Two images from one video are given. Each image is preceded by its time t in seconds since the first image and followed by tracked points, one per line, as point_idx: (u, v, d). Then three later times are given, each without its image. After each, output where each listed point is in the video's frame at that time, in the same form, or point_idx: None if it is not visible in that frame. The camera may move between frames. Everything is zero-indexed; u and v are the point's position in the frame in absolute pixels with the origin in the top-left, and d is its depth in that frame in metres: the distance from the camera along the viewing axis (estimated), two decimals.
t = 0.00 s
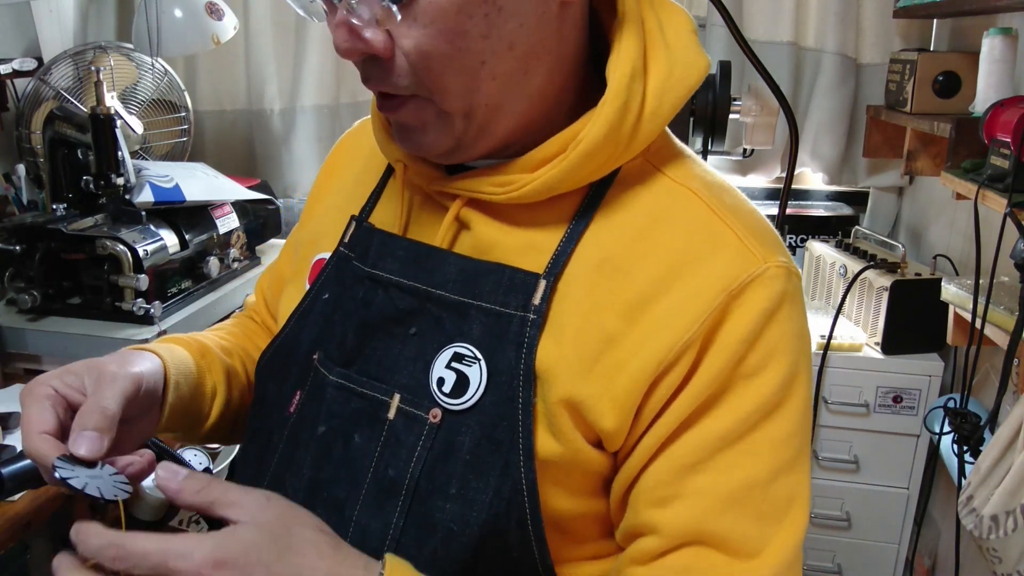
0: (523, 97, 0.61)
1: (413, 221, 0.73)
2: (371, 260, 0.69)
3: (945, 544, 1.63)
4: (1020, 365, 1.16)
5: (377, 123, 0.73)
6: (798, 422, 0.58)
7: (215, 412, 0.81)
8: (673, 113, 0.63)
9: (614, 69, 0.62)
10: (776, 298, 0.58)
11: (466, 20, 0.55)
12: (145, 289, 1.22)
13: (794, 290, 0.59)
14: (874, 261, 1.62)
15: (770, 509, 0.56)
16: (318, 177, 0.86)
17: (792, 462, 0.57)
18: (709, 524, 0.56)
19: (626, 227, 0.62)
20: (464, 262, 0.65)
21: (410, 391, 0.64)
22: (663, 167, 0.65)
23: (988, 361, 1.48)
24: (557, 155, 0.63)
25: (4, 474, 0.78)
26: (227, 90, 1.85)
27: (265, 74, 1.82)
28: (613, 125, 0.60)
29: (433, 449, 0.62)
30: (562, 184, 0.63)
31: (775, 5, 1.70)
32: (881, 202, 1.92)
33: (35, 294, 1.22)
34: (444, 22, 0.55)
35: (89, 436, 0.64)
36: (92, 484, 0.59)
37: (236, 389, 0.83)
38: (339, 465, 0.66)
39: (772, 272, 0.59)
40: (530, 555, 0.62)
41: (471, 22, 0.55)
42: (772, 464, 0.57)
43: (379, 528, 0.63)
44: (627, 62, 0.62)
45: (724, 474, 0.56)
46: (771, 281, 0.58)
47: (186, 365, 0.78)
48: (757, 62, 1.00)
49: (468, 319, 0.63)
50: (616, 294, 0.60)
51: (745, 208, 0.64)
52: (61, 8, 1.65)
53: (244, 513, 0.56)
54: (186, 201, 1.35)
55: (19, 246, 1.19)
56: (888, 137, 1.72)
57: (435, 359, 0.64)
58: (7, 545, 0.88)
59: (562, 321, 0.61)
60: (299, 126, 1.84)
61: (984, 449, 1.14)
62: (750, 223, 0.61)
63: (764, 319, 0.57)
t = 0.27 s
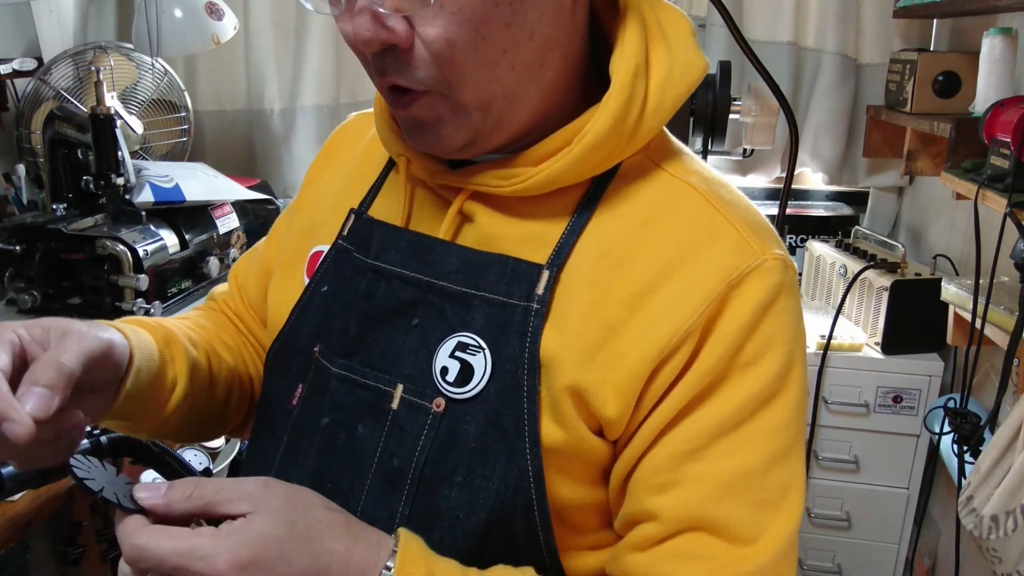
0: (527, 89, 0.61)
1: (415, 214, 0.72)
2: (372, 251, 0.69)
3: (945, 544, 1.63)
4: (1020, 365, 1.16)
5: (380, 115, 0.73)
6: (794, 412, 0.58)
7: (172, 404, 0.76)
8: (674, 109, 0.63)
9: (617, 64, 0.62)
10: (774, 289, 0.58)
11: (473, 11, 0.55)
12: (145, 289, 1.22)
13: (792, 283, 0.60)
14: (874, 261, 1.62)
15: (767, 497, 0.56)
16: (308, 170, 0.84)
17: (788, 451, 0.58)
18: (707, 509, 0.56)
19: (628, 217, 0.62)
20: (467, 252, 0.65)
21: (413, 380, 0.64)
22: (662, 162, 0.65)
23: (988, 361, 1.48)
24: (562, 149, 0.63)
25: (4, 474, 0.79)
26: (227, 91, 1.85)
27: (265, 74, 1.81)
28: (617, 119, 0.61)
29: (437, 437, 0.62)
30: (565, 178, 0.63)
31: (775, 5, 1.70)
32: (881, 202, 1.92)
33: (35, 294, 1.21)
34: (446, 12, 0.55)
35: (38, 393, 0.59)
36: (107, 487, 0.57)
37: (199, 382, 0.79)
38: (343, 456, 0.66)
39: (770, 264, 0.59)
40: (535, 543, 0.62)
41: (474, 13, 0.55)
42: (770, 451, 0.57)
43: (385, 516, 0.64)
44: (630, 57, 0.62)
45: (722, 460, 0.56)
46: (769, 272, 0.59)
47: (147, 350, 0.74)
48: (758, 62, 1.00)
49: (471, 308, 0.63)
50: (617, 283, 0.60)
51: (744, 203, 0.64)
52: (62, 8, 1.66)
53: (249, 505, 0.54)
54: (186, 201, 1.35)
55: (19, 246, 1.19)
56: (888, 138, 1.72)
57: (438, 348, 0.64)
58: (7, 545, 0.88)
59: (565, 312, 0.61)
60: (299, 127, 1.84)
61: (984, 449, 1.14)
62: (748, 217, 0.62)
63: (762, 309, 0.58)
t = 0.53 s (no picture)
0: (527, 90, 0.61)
1: (415, 213, 0.72)
2: (374, 251, 0.68)
3: (945, 544, 1.63)
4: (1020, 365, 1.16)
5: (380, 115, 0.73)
6: (795, 408, 0.58)
7: (191, 411, 0.76)
8: (673, 109, 0.63)
9: (617, 62, 0.62)
10: (775, 286, 0.58)
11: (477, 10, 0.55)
12: (145, 289, 1.22)
13: (792, 280, 0.60)
14: (874, 261, 1.62)
15: (768, 492, 0.56)
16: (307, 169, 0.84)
17: (789, 446, 0.58)
18: (709, 504, 0.56)
19: (630, 215, 0.62)
20: (470, 251, 0.65)
21: (415, 379, 0.64)
22: (663, 161, 0.65)
23: (988, 361, 1.48)
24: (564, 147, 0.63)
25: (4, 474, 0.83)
26: (226, 91, 1.85)
27: (265, 74, 1.81)
28: (619, 117, 0.61)
29: (441, 436, 0.62)
30: (568, 176, 0.63)
31: (775, 5, 1.70)
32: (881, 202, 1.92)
33: (35, 294, 1.22)
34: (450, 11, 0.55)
35: (77, 395, 0.61)
36: (120, 478, 0.55)
37: (214, 387, 0.79)
38: (346, 455, 0.66)
39: (770, 261, 0.59)
40: (540, 540, 0.63)
41: (477, 13, 0.55)
42: (770, 447, 0.57)
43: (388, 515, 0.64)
44: (630, 56, 0.62)
45: (724, 455, 0.56)
46: (770, 269, 0.59)
47: (166, 359, 0.74)
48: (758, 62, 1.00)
49: (474, 307, 0.63)
50: (620, 280, 0.60)
51: (745, 202, 0.64)
52: (61, 8, 1.65)
53: (267, 495, 0.53)
54: (186, 201, 1.35)
55: (19, 246, 1.19)
56: (888, 138, 1.72)
57: (441, 347, 0.64)
58: (7, 545, 0.88)
59: (568, 309, 0.61)
60: (299, 127, 1.84)
61: (984, 449, 1.14)
62: (749, 215, 0.62)
63: (763, 306, 0.58)
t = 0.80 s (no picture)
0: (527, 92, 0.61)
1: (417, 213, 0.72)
2: (375, 251, 0.68)
3: (945, 543, 1.64)
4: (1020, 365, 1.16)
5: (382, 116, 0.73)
6: (794, 409, 0.58)
7: (177, 412, 0.76)
8: (675, 110, 0.63)
9: (619, 63, 0.62)
10: (776, 288, 0.58)
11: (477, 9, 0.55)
12: (145, 289, 1.22)
13: (792, 282, 0.60)
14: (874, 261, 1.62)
15: (767, 493, 0.56)
16: (307, 170, 0.84)
17: (788, 447, 0.58)
18: (709, 505, 0.56)
19: (631, 216, 0.62)
20: (470, 251, 0.65)
21: (416, 379, 0.64)
22: (664, 162, 0.65)
23: (988, 362, 1.48)
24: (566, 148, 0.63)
25: (4, 474, 0.82)
26: (227, 91, 1.85)
27: (265, 74, 1.81)
28: (621, 118, 0.61)
29: (440, 436, 0.62)
30: (569, 177, 0.63)
31: (775, 4, 1.70)
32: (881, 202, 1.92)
33: (35, 294, 1.22)
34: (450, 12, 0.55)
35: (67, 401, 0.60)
36: (122, 475, 0.56)
37: (201, 389, 0.78)
38: (346, 455, 0.66)
39: (771, 262, 0.59)
40: (539, 540, 0.63)
41: (476, 14, 0.55)
42: (770, 448, 0.57)
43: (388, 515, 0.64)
44: (632, 57, 0.62)
45: (723, 457, 0.56)
46: (770, 272, 0.59)
47: (153, 360, 0.73)
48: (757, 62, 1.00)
49: (475, 308, 0.63)
50: (621, 281, 0.60)
51: (746, 203, 0.64)
52: (62, 9, 1.66)
53: (267, 489, 0.54)
54: (185, 201, 1.35)
55: (19, 246, 1.19)
56: (888, 137, 1.72)
57: (442, 347, 0.64)
58: (6, 545, 0.88)
59: (568, 311, 0.61)
60: (299, 127, 1.84)
61: (984, 449, 1.14)
62: (750, 217, 0.62)
63: (764, 308, 0.58)
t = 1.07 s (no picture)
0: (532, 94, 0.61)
1: (420, 213, 0.72)
2: (378, 252, 0.68)
3: (945, 544, 1.63)
4: (1020, 365, 1.16)
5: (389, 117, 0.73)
6: (798, 414, 0.58)
7: (165, 406, 0.76)
8: (682, 114, 0.63)
9: (628, 67, 0.62)
10: (781, 293, 0.58)
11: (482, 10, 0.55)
12: (145, 290, 1.22)
13: (798, 287, 0.60)
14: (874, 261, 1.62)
15: (770, 498, 0.56)
16: (309, 169, 0.84)
17: (792, 452, 0.58)
18: (713, 510, 0.56)
19: (636, 220, 0.62)
20: (474, 252, 0.64)
21: (420, 381, 0.64)
22: (669, 166, 0.65)
23: (988, 361, 1.48)
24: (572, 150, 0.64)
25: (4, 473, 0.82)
26: (226, 91, 1.85)
27: (265, 74, 1.81)
28: (628, 121, 0.61)
29: (444, 438, 0.62)
30: (575, 179, 0.63)
31: (776, 5, 1.70)
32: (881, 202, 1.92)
33: (35, 294, 1.21)
34: (455, 13, 0.55)
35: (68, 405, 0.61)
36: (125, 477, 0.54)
37: (191, 384, 0.78)
38: (349, 456, 0.66)
39: (777, 267, 0.59)
40: (542, 544, 0.63)
41: (481, 15, 0.55)
42: (774, 453, 0.57)
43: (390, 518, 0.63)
44: (640, 61, 0.62)
45: (728, 461, 0.56)
46: (776, 276, 0.59)
47: (141, 354, 0.73)
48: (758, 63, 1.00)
49: (479, 310, 0.63)
50: (626, 286, 0.60)
51: (751, 208, 0.64)
52: (61, 9, 1.65)
53: (269, 493, 0.53)
54: (186, 201, 1.34)
55: (19, 246, 1.19)
56: (888, 137, 1.72)
57: (446, 349, 0.63)
58: (6, 545, 0.88)
59: (573, 314, 0.61)
60: (299, 127, 1.85)
61: (984, 449, 1.14)
62: (756, 221, 0.62)
63: (769, 313, 0.58)
